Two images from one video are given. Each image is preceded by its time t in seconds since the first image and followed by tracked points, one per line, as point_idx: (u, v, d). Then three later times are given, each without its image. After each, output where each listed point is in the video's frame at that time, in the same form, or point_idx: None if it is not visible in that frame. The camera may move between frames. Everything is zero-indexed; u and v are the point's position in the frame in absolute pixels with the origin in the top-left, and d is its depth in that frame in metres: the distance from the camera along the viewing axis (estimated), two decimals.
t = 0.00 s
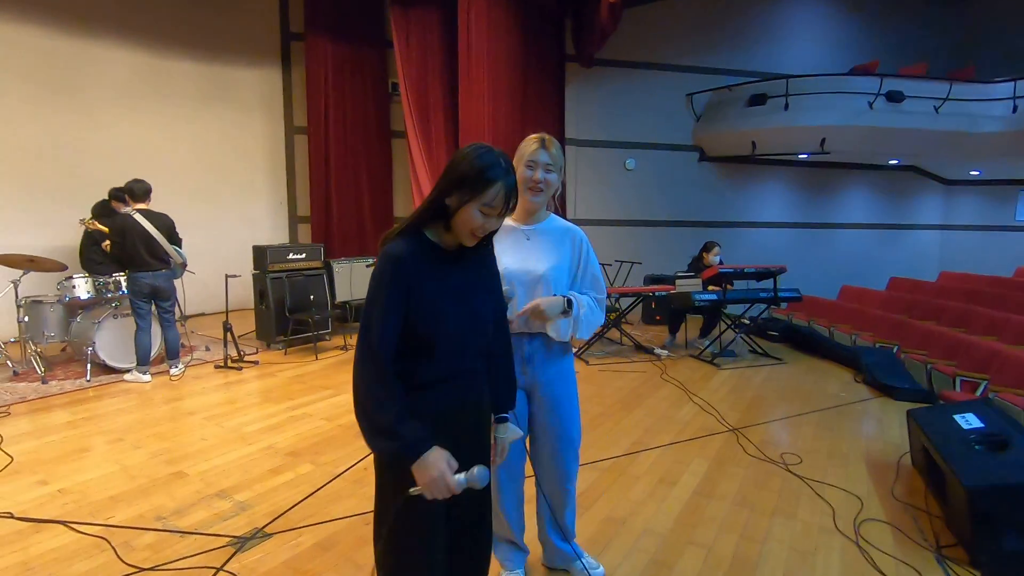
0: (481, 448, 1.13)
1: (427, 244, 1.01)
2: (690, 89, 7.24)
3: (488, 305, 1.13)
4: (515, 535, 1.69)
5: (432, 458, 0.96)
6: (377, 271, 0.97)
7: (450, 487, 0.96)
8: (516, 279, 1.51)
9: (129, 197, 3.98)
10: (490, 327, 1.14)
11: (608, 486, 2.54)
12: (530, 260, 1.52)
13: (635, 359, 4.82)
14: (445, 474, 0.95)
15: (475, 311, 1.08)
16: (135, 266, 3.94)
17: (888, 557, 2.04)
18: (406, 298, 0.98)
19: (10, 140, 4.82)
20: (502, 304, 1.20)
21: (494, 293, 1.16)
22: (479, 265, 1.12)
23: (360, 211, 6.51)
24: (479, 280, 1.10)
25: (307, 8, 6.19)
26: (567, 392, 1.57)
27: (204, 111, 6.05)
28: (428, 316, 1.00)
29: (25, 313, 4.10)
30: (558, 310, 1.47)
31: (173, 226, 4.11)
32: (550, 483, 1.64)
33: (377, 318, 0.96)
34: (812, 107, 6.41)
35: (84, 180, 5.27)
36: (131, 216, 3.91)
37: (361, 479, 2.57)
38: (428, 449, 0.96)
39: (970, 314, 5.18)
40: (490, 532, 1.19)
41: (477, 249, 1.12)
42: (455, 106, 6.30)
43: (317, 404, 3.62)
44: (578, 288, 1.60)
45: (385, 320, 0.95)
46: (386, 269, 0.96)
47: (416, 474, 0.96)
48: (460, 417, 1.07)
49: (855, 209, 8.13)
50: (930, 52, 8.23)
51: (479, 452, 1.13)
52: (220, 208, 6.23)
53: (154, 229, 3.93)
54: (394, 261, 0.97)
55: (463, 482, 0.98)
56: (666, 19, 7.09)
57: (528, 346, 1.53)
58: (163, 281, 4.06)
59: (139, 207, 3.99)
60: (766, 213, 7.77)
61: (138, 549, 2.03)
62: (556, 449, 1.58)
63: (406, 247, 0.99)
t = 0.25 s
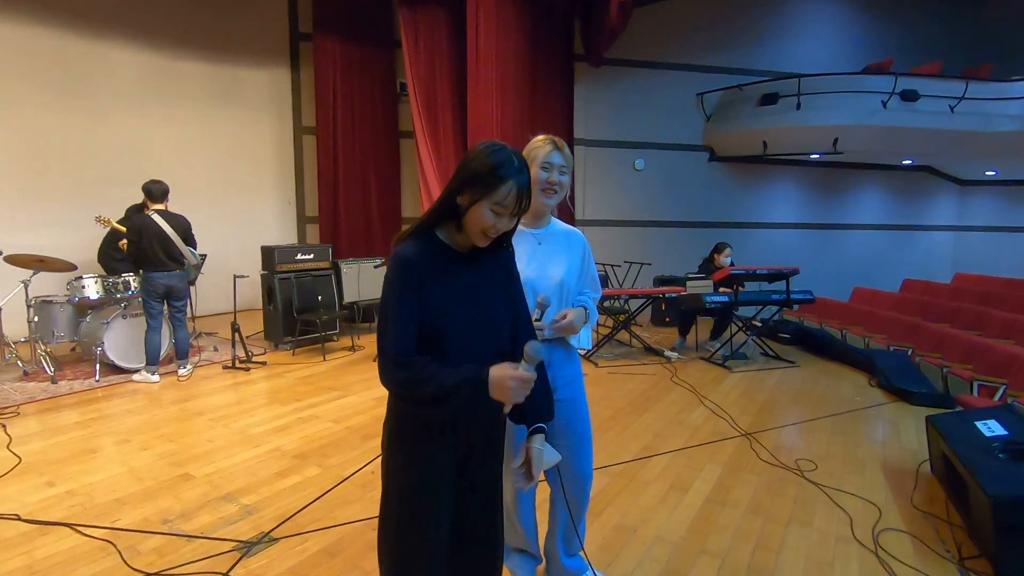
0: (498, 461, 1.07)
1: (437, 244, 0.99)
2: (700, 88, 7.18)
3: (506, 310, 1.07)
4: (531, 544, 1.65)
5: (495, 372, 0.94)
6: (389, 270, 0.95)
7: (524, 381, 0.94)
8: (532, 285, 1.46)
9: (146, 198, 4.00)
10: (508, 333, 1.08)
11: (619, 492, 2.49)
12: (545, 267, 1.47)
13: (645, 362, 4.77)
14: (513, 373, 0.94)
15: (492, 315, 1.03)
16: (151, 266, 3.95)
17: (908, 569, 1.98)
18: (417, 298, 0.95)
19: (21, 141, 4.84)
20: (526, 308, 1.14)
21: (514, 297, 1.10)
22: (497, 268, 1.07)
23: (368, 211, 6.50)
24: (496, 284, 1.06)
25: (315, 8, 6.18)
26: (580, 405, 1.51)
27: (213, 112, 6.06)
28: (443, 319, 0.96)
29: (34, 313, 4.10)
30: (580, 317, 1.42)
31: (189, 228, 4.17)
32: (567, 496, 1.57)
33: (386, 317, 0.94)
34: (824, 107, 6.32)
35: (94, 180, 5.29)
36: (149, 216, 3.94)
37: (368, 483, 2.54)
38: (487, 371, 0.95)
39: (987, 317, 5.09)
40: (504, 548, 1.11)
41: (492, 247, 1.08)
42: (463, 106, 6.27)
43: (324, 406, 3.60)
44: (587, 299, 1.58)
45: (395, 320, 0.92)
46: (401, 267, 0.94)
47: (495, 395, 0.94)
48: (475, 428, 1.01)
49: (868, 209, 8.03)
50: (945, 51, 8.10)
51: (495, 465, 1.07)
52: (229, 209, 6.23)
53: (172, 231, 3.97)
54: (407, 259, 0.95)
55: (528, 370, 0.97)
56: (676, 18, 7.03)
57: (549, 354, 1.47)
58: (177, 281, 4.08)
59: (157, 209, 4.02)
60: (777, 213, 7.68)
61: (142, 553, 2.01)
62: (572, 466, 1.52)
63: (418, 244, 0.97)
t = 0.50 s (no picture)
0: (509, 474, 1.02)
1: (444, 247, 0.94)
2: (704, 91, 7.14)
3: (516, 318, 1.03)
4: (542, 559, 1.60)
5: (478, 318, 0.89)
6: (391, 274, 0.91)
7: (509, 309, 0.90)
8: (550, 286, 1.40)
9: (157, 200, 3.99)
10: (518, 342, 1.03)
11: (627, 501, 2.44)
12: (562, 267, 1.43)
13: (650, 367, 4.72)
14: (493, 309, 0.88)
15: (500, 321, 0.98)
16: (159, 269, 3.93)
17: None
18: (419, 299, 0.91)
19: (23, 142, 4.81)
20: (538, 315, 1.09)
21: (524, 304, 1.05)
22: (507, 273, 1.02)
23: (371, 213, 6.46)
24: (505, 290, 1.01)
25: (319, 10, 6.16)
26: (590, 415, 1.45)
27: (216, 114, 6.03)
28: (457, 330, 0.89)
29: (35, 315, 4.07)
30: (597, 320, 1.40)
31: (198, 231, 4.17)
32: (582, 512, 1.52)
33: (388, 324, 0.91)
34: (830, 110, 6.28)
35: (96, 182, 5.26)
36: (161, 218, 3.93)
37: (371, 491, 2.49)
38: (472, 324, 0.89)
39: (996, 322, 5.03)
40: (514, 570, 1.05)
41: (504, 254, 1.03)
42: (467, 108, 6.24)
43: (327, 411, 3.56)
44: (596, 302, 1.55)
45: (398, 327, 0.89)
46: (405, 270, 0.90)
47: (490, 339, 0.89)
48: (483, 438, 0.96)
49: (874, 213, 7.97)
50: (952, 54, 8.06)
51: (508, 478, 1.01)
52: (231, 211, 6.20)
53: (184, 233, 3.98)
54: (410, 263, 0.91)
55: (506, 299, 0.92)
56: (681, 21, 7.00)
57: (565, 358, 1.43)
58: (184, 283, 4.05)
59: (167, 210, 4.02)
60: (782, 217, 7.63)
61: (141, 563, 1.96)
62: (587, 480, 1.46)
63: (424, 249, 0.92)
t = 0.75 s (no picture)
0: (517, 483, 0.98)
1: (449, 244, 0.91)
2: (706, 92, 7.11)
3: (526, 320, 0.98)
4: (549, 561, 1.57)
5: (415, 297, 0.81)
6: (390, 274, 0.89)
7: (445, 280, 0.81)
8: (573, 287, 1.40)
9: (160, 198, 3.95)
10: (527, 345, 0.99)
11: (632, 506, 2.40)
12: (585, 268, 1.42)
13: (652, 369, 4.68)
14: (426, 280, 0.80)
15: (508, 324, 0.94)
16: (161, 267, 3.88)
17: None
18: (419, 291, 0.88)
19: (20, 139, 4.77)
20: (549, 316, 1.04)
21: (535, 306, 1.01)
22: (516, 273, 0.98)
23: (372, 213, 6.43)
24: (514, 291, 0.96)
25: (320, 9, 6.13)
26: (611, 418, 1.42)
27: (216, 112, 5.99)
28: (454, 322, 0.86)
29: (31, 314, 4.01)
30: (621, 320, 1.40)
31: (201, 229, 4.14)
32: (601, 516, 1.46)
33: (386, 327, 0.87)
34: (834, 112, 6.25)
35: (94, 180, 5.22)
36: (166, 216, 3.91)
37: (372, 494, 2.45)
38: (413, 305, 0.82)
39: (999, 326, 5.00)
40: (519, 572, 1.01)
41: (511, 253, 0.99)
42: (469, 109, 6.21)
43: (326, 412, 3.52)
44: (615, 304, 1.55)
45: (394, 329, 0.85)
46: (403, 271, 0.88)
47: (424, 312, 0.81)
48: (488, 446, 0.92)
49: (875, 216, 7.95)
50: (955, 57, 8.04)
51: (514, 488, 0.97)
52: (231, 210, 6.16)
53: (186, 231, 3.94)
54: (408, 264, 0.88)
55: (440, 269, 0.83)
56: (683, 22, 6.98)
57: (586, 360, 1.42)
58: (185, 281, 3.99)
59: (171, 208, 3.99)
60: (783, 219, 7.60)
61: (136, 567, 1.92)
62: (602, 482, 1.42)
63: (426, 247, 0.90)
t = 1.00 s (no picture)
0: (513, 481, 0.96)
1: (436, 238, 0.89)
2: (705, 90, 7.09)
3: (518, 316, 0.96)
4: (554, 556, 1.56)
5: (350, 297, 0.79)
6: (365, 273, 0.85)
7: (372, 269, 0.77)
8: (602, 286, 1.39)
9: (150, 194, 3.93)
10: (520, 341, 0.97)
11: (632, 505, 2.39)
12: (613, 266, 1.41)
13: (651, 367, 4.67)
14: (350, 273, 0.76)
15: (501, 322, 0.91)
16: (154, 264, 3.86)
17: None
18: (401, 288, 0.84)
19: (14, 135, 4.73)
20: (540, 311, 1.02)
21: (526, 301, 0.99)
22: (505, 267, 0.95)
23: (369, 211, 6.40)
24: (505, 287, 0.94)
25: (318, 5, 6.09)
26: (633, 423, 1.44)
27: (212, 108, 5.95)
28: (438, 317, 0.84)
29: (25, 311, 3.97)
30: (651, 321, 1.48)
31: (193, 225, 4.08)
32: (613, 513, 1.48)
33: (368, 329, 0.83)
34: (833, 110, 6.24)
35: (89, 177, 5.17)
36: (156, 213, 3.86)
37: (369, 493, 2.43)
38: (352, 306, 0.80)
39: (997, 325, 5.00)
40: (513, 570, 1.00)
41: (500, 246, 0.97)
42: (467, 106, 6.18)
43: (324, 410, 3.49)
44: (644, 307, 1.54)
45: (376, 335, 0.81)
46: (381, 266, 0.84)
47: (367, 310, 0.79)
48: (483, 448, 0.90)
49: (873, 215, 7.95)
50: (953, 56, 8.03)
51: (510, 486, 0.96)
52: (228, 207, 6.12)
53: (179, 228, 3.90)
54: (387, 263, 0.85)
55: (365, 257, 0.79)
56: (683, 20, 6.96)
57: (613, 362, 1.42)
58: (178, 279, 3.96)
59: (162, 204, 3.94)
60: (782, 218, 7.59)
61: (130, 567, 1.89)
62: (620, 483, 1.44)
63: (407, 242, 0.87)
